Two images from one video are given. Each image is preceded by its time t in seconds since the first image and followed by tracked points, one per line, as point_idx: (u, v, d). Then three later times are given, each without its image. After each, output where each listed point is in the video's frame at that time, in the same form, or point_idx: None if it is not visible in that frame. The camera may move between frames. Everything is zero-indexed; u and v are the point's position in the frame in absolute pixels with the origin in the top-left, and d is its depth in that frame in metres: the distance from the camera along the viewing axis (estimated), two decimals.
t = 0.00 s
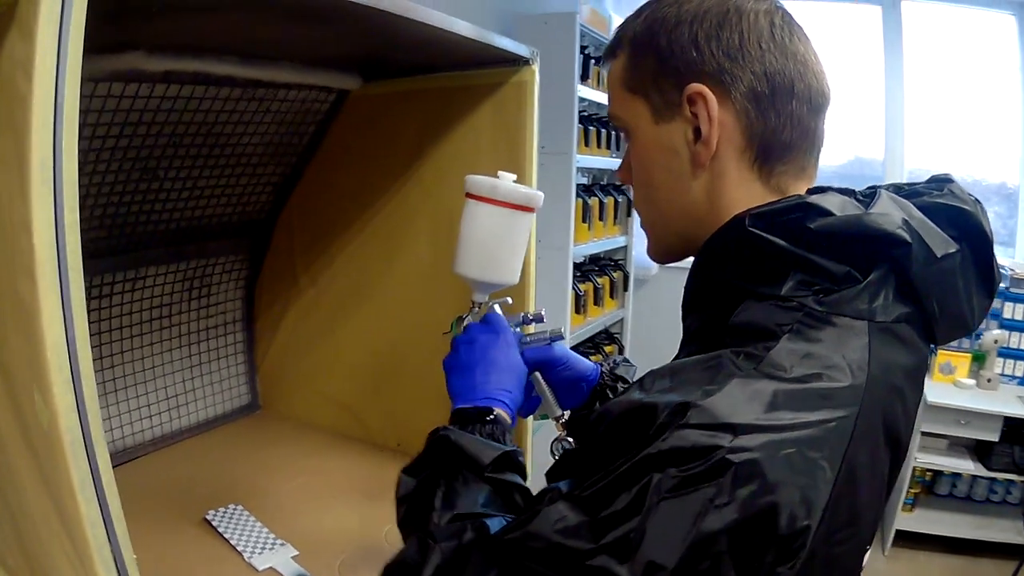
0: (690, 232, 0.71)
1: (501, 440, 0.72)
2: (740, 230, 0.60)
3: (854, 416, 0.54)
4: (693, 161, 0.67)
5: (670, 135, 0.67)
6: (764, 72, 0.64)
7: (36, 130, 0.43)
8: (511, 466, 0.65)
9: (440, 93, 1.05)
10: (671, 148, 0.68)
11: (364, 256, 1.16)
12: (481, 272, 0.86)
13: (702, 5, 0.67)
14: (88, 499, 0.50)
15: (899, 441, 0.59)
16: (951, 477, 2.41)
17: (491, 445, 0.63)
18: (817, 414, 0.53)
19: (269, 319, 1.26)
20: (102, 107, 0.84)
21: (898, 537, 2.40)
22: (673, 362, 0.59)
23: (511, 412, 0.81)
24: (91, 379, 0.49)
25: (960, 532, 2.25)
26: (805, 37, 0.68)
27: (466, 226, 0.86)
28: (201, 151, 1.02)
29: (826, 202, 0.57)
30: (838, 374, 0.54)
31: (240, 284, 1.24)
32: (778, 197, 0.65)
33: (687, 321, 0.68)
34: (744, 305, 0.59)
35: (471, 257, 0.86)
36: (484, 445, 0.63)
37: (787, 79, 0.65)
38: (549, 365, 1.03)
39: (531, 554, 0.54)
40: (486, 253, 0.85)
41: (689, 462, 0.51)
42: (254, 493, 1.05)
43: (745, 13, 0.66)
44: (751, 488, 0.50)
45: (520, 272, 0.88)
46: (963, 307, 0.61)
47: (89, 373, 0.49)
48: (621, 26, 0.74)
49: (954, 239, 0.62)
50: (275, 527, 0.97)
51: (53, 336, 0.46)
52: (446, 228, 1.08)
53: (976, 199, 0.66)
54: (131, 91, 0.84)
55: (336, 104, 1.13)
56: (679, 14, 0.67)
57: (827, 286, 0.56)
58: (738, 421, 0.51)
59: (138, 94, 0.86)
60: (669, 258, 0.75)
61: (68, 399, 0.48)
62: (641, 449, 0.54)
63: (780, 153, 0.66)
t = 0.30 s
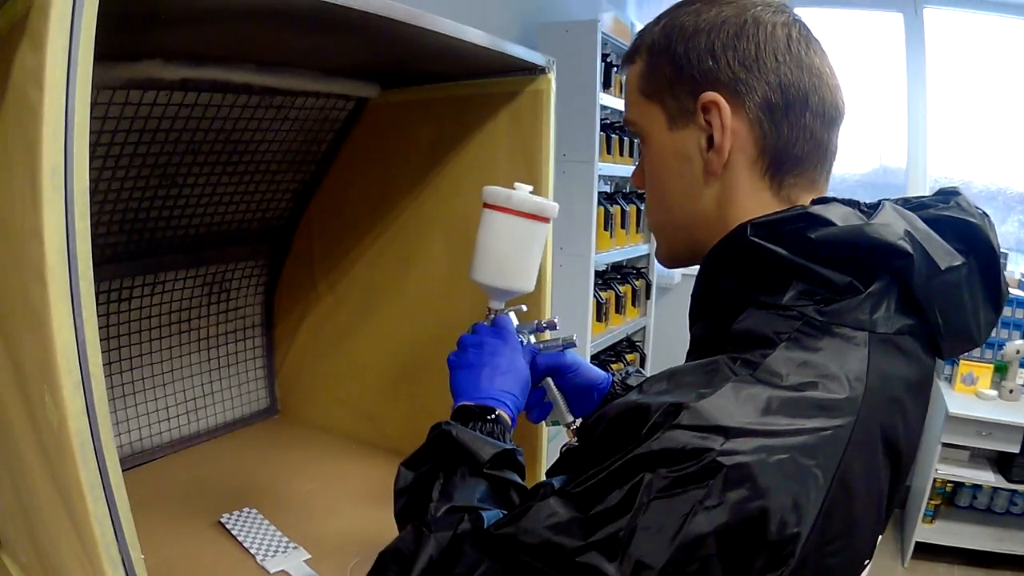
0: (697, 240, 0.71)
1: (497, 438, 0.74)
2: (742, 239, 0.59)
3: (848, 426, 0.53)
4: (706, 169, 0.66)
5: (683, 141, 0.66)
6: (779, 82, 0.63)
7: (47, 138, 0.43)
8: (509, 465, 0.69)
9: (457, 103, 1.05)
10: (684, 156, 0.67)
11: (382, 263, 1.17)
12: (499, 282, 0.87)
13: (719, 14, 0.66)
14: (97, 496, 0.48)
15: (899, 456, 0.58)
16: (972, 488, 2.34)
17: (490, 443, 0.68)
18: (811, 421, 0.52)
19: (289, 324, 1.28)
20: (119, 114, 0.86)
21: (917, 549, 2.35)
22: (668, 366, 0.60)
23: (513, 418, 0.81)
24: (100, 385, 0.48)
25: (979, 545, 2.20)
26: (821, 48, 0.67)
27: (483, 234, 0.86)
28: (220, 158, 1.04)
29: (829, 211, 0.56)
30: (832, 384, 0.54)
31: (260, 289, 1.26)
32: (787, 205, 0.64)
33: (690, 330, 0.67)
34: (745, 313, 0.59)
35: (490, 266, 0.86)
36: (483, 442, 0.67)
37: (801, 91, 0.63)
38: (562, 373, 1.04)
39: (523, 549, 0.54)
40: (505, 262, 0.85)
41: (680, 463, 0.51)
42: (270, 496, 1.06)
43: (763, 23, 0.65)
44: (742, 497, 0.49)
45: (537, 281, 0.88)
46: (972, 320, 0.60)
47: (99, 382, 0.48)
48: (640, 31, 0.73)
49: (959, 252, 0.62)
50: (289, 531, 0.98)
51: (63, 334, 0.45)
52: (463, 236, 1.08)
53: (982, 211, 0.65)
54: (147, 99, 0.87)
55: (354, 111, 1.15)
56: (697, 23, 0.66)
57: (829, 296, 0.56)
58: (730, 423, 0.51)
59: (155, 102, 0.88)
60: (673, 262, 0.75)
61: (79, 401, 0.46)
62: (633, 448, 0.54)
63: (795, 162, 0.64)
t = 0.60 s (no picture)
0: (709, 247, 0.70)
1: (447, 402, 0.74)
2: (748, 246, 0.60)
3: (852, 427, 0.53)
4: (721, 176, 0.65)
5: (697, 148, 0.66)
6: (791, 90, 0.63)
7: (68, 140, 0.45)
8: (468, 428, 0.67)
9: (473, 110, 1.06)
10: (698, 163, 0.66)
11: (399, 267, 1.18)
12: (541, 283, 0.88)
13: (733, 22, 0.66)
14: (115, 500, 0.48)
15: (905, 464, 0.58)
16: (988, 496, 2.29)
17: (441, 407, 0.68)
18: (811, 424, 0.52)
19: (307, 328, 1.29)
20: (139, 119, 0.88)
21: (934, 558, 2.31)
22: (669, 371, 0.59)
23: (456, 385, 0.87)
24: (119, 387, 0.49)
25: (995, 554, 2.16)
26: (834, 56, 0.67)
27: (521, 228, 0.86)
28: (239, 163, 1.05)
29: (834, 218, 0.56)
30: (837, 387, 0.53)
31: (278, 293, 1.27)
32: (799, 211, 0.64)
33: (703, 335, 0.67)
34: (753, 318, 0.59)
35: (527, 262, 0.87)
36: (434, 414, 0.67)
37: (813, 99, 0.63)
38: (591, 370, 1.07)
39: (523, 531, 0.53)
40: (543, 259, 0.86)
41: (679, 457, 0.50)
42: (286, 499, 1.07)
43: (775, 31, 0.64)
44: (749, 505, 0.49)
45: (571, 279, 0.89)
46: (980, 328, 0.60)
47: (118, 384, 0.49)
48: (655, 39, 0.73)
49: (969, 260, 0.61)
50: (305, 533, 0.99)
51: (83, 339, 0.46)
52: (479, 241, 1.08)
53: (992, 220, 0.65)
54: (167, 104, 0.88)
55: (372, 117, 1.16)
56: (709, 31, 0.66)
57: (835, 302, 0.56)
58: (728, 423, 0.51)
59: (175, 108, 0.90)
60: (686, 267, 0.75)
61: (97, 403, 0.47)
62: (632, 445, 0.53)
63: (807, 169, 0.64)
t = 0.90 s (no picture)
0: (718, 249, 0.70)
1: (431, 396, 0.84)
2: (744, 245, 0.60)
3: (836, 434, 0.52)
4: (730, 177, 0.65)
5: (708, 149, 0.66)
6: (803, 93, 0.62)
7: (81, 144, 0.45)
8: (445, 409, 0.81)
9: (484, 113, 1.07)
10: (708, 164, 0.67)
11: (410, 269, 1.19)
12: (561, 282, 0.89)
13: (748, 24, 0.66)
14: (126, 495, 0.49)
15: (906, 466, 0.58)
16: (998, 500, 2.25)
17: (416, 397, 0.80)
18: (793, 422, 0.51)
19: (319, 330, 1.30)
20: (151, 122, 0.89)
21: (943, 563, 2.28)
22: (664, 365, 0.60)
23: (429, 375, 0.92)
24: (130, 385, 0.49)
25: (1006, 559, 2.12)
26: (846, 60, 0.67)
27: (540, 224, 0.87)
28: (250, 166, 1.07)
29: (831, 220, 0.57)
30: (826, 390, 0.53)
31: (290, 295, 1.29)
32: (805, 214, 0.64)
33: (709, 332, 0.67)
34: (749, 318, 0.60)
35: (547, 259, 0.88)
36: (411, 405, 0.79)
37: (825, 102, 0.63)
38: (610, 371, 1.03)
39: (511, 503, 0.57)
40: (562, 256, 0.87)
41: (659, 445, 0.52)
42: (296, 498, 1.07)
43: (789, 34, 0.64)
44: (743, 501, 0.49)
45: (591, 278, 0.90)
46: (983, 336, 0.59)
47: (130, 381, 0.49)
48: (669, 39, 0.73)
49: (973, 266, 0.61)
50: (313, 533, 0.99)
51: (94, 338, 0.47)
52: (488, 243, 1.09)
53: (998, 226, 0.64)
54: (179, 107, 0.90)
55: (384, 121, 1.17)
56: (724, 32, 0.66)
57: (830, 304, 0.56)
58: (708, 413, 0.52)
59: (186, 111, 0.91)
60: (694, 268, 0.75)
61: (109, 400, 0.48)
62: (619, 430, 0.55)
63: (815, 173, 0.64)
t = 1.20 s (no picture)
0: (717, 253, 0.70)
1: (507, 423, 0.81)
2: (738, 250, 0.60)
3: (827, 437, 0.52)
4: (726, 181, 0.65)
5: (705, 154, 0.66)
6: (800, 100, 0.62)
7: (90, 150, 0.46)
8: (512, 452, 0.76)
9: (490, 119, 1.07)
10: (704, 167, 0.67)
11: (416, 274, 1.19)
12: (569, 285, 0.89)
13: (746, 29, 0.66)
14: (133, 496, 0.50)
15: (907, 471, 0.58)
16: (1005, 506, 2.23)
17: (488, 434, 0.75)
18: (782, 429, 0.52)
19: (326, 334, 1.31)
20: (160, 127, 0.90)
21: (951, 568, 2.26)
22: (653, 377, 0.61)
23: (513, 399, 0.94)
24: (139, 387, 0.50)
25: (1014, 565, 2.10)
26: (847, 66, 0.66)
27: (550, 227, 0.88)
28: (258, 170, 1.07)
29: (824, 224, 0.56)
30: (816, 395, 0.53)
31: (298, 299, 1.30)
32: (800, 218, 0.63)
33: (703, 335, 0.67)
34: (743, 323, 0.60)
35: (556, 261, 0.88)
36: (482, 433, 0.75)
37: (822, 108, 0.63)
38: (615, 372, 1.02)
39: (506, 540, 0.57)
40: (568, 258, 0.87)
41: (648, 461, 0.52)
42: (302, 501, 1.08)
43: (788, 40, 0.64)
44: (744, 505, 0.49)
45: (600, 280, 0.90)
46: (981, 339, 0.59)
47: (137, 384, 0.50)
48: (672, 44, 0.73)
49: (970, 270, 0.60)
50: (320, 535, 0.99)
51: (103, 340, 0.48)
52: (495, 247, 1.09)
53: (994, 229, 0.65)
54: (188, 112, 0.91)
55: (391, 126, 1.18)
56: (722, 37, 0.66)
57: (821, 307, 0.56)
58: (694, 427, 0.52)
59: (194, 115, 0.92)
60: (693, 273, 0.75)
61: (117, 402, 0.49)
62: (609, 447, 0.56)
63: (811, 178, 0.64)
